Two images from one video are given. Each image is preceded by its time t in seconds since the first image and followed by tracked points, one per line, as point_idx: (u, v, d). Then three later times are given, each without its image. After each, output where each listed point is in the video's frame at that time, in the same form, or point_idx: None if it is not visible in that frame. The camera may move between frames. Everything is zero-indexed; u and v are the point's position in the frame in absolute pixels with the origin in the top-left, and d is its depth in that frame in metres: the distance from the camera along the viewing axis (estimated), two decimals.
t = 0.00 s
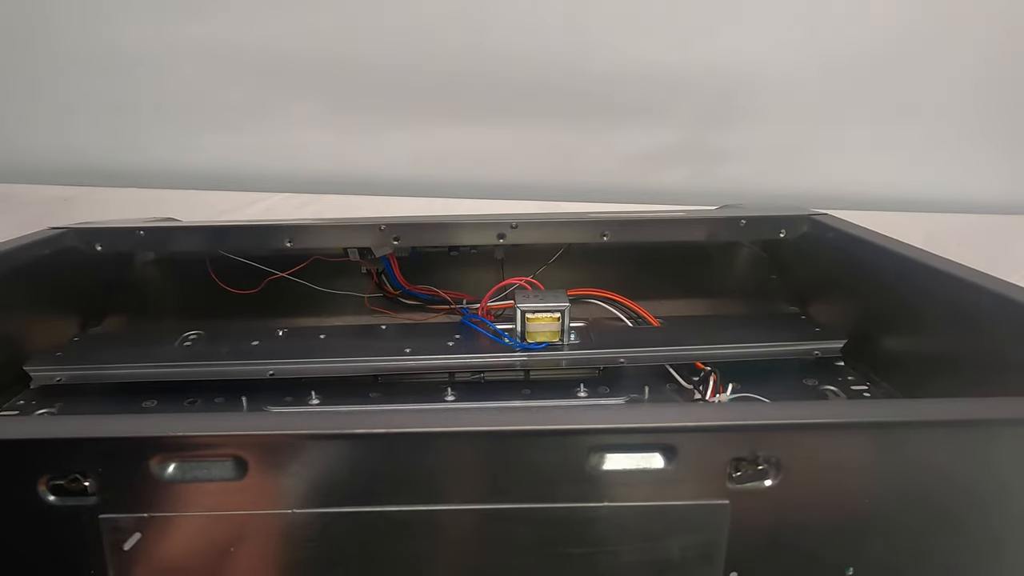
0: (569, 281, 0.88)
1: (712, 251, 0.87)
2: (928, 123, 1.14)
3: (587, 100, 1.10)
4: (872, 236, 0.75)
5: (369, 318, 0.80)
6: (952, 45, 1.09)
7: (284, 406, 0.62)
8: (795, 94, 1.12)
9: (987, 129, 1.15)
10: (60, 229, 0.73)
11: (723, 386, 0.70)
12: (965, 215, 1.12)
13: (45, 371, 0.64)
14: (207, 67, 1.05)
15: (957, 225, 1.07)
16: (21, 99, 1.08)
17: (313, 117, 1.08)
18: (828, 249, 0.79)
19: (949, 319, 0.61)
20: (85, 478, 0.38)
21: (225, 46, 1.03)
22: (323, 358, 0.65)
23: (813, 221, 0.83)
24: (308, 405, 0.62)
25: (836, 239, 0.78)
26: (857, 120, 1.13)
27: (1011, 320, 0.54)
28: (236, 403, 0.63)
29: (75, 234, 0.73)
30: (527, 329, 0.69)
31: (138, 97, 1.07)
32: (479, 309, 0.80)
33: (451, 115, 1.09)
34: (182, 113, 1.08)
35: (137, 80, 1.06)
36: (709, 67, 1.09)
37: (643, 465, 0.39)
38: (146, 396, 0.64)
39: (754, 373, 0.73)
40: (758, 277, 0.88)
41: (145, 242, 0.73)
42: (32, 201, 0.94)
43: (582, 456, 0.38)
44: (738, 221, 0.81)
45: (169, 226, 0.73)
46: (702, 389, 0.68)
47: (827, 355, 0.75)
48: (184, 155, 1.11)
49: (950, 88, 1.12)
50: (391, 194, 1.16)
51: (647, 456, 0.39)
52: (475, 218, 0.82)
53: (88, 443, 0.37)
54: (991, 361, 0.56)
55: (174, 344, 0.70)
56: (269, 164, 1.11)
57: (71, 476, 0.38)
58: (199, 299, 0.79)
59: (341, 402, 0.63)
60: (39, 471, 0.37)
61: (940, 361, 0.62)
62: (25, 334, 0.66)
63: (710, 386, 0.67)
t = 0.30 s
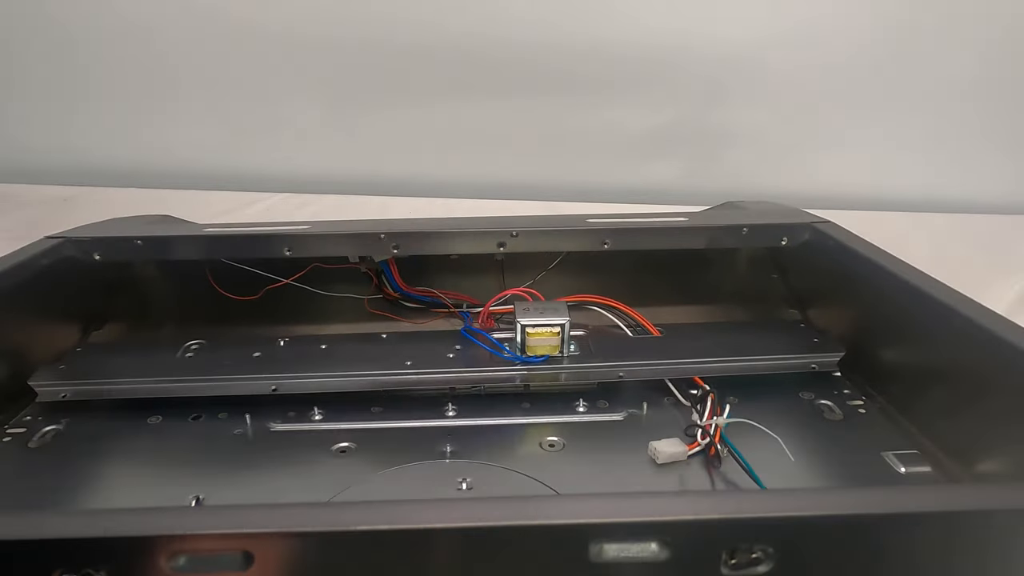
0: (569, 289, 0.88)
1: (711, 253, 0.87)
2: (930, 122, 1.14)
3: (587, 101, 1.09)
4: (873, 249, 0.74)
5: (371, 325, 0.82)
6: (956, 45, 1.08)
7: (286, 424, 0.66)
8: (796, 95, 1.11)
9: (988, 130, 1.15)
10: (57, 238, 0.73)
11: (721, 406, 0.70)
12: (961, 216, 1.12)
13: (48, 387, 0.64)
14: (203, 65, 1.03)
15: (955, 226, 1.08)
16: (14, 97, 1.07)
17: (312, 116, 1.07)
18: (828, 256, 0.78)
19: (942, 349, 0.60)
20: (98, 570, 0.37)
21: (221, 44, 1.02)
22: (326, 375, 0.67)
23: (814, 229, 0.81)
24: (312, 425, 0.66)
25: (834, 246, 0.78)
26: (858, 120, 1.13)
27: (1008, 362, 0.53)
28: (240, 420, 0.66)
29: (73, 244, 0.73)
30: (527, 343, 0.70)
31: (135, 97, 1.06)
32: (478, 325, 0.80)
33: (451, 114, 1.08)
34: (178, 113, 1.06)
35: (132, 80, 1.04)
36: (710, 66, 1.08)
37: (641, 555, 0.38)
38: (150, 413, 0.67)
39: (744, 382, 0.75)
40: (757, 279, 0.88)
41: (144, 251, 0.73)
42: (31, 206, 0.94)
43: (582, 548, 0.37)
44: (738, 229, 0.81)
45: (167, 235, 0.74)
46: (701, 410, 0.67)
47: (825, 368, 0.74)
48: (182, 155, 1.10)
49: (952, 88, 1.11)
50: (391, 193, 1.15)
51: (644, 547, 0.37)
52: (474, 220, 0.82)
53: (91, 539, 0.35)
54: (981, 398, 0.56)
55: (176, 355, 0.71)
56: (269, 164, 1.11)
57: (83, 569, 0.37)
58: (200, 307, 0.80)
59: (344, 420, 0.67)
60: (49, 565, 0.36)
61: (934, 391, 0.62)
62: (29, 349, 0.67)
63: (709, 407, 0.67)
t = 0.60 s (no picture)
0: (567, 292, 0.89)
1: (714, 257, 0.88)
2: (933, 121, 1.13)
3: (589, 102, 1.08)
4: (881, 269, 0.73)
5: (361, 332, 0.82)
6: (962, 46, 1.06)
7: (288, 438, 0.68)
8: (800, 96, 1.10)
9: (991, 130, 1.14)
10: (51, 246, 0.73)
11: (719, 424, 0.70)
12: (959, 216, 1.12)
13: (53, 401, 0.66)
14: (201, 65, 1.02)
15: (956, 226, 1.08)
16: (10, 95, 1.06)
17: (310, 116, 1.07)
18: (833, 265, 0.77)
19: (943, 384, 0.60)
20: None
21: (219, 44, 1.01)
22: (325, 388, 0.69)
23: (819, 235, 0.80)
24: (314, 439, 0.68)
25: (839, 257, 0.77)
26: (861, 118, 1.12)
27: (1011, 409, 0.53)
28: (243, 435, 0.69)
29: (68, 252, 0.73)
30: (527, 355, 0.70)
31: (133, 97, 1.05)
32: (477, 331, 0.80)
33: (450, 113, 1.08)
34: (178, 113, 1.06)
35: (130, 80, 1.04)
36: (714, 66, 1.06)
37: None
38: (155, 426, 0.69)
39: (746, 393, 0.74)
40: (757, 282, 0.88)
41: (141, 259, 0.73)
42: (32, 208, 0.95)
43: None
44: (745, 235, 0.78)
45: (167, 244, 0.73)
46: (698, 428, 0.69)
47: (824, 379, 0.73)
48: (182, 155, 1.10)
49: (955, 89, 1.10)
50: (391, 193, 1.16)
51: None
52: (479, 219, 0.82)
53: None
54: (977, 437, 0.56)
55: (176, 364, 0.71)
56: (269, 164, 1.11)
57: None
58: (200, 314, 0.82)
59: (345, 435, 0.69)
60: None
61: (929, 420, 0.62)
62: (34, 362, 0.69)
63: (705, 428, 0.68)
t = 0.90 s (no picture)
0: (567, 292, 0.89)
1: (716, 258, 0.88)
2: (951, 120, 1.07)
3: (592, 103, 1.04)
4: (887, 279, 0.72)
5: (359, 331, 0.83)
6: (987, 45, 1.00)
7: (289, 438, 0.69)
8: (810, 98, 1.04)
9: (1016, 130, 1.08)
10: (51, 245, 0.73)
11: (716, 432, 0.69)
12: (967, 217, 1.09)
13: (57, 399, 0.67)
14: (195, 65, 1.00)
15: (959, 227, 1.07)
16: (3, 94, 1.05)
17: (309, 116, 1.05)
18: (840, 270, 0.77)
19: (944, 401, 0.60)
20: None
21: (214, 46, 0.99)
22: (326, 389, 0.69)
23: (824, 239, 0.80)
24: (315, 440, 0.69)
25: (845, 264, 0.77)
26: (876, 119, 1.07)
27: (1013, 431, 0.53)
28: (244, 435, 0.69)
29: (69, 249, 0.74)
30: (527, 358, 0.70)
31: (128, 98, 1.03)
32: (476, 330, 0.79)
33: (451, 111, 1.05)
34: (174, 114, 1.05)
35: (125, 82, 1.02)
36: (721, 65, 1.01)
37: None
38: (157, 425, 0.70)
39: (745, 396, 0.75)
40: (762, 283, 0.87)
41: (142, 256, 0.74)
42: (34, 207, 0.95)
43: None
44: (748, 238, 0.78)
45: (168, 241, 0.73)
46: (695, 435, 0.68)
47: (824, 384, 0.73)
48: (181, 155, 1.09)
49: (980, 88, 1.04)
50: (391, 193, 1.14)
51: None
52: (486, 215, 0.83)
53: None
54: (977, 456, 0.56)
55: (178, 361, 0.72)
56: (268, 163, 1.10)
57: None
58: (202, 312, 0.82)
59: (345, 436, 0.69)
60: None
61: (928, 435, 0.62)
62: (37, 362, 0.70)
63: (703, 435, 0.67)
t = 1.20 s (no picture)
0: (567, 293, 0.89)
1: (716, 258, 0.88)
2: (951, 121, 1.07)
3: (591, 103, 1.04)
4: (888, 280, 0.72)
5: (359, 331, 0.83)
6: (988, 44, 0.99)
7: (289, 438, 0.69)
8: (810, 97, 1.04)
9: (1017, 128, 1.08)
10: (51, 246, 0.74)
11: (717, 432, 0.68)
12: (967, 217, 1.09)
13: (56, 399, 0.67)
14: (195, 66, 1.00)
15: (957, 226, 1.07)
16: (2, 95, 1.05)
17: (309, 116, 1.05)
18: (840, 271, 0.77)
19: (945, 402, 0.60)
20: None
21: (214, 46, 0.99)
22: (326, 389, 0.69)
23: (825, 239, 0.80)
24: (314, 440, 0.69)
25: (845, 265, 0.77)
26: (875, 118, 1.07)
27: (1013, 432, 0.52)
28: (244, 435, 0.69)
29: (70, 250, 0.74)
30: (527, 358, 0.70)
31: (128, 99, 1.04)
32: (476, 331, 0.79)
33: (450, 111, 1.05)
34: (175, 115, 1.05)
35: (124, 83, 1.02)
36: (720, 65, 1.01)
37: None
38: (157, 425, 0.70)
39: (745, 396, 0.75)
40: (762, 283, 0.87)
41: (141, 257, 0.74)
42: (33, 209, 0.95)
43: None
44: (748, 238, 0.78)
45: (167, 242, 0.73)
46: (695, 435, 0.68)
47: (824, 384, 0.73)
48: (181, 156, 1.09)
49: (980, 87, 1.03)
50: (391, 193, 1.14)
51: None
52: (486, 215, 0.83)
53: None
54: (976, 457, 0.56)
55: (178, 361, 0.72)
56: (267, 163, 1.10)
57: None
58: (202, 313, 0.82)
59: (345, 436, 0.69)
60: None
61: (928, 436, 0.62)
62: (37, 362, 0.70)
63: (704, 436, 0.67)
